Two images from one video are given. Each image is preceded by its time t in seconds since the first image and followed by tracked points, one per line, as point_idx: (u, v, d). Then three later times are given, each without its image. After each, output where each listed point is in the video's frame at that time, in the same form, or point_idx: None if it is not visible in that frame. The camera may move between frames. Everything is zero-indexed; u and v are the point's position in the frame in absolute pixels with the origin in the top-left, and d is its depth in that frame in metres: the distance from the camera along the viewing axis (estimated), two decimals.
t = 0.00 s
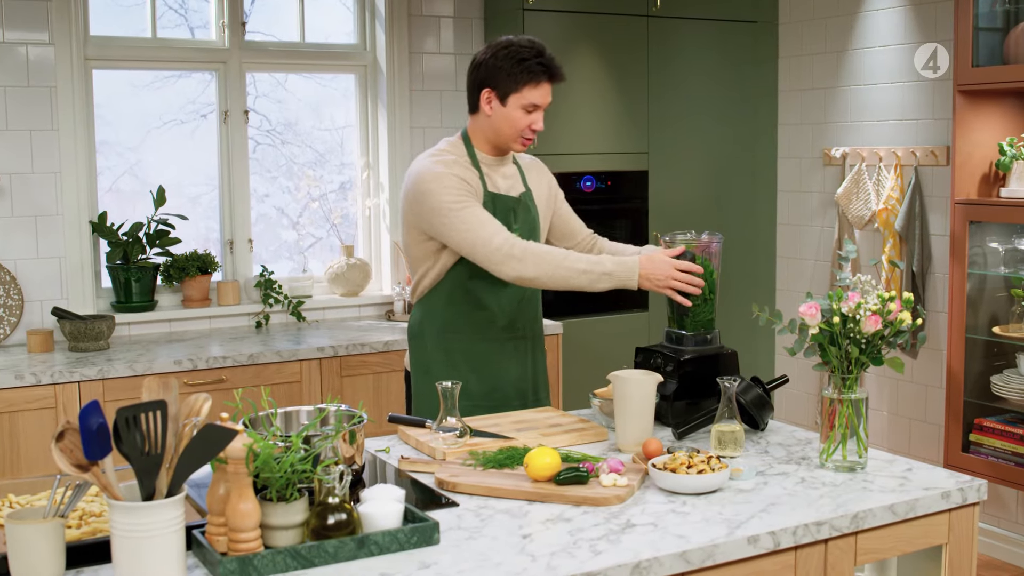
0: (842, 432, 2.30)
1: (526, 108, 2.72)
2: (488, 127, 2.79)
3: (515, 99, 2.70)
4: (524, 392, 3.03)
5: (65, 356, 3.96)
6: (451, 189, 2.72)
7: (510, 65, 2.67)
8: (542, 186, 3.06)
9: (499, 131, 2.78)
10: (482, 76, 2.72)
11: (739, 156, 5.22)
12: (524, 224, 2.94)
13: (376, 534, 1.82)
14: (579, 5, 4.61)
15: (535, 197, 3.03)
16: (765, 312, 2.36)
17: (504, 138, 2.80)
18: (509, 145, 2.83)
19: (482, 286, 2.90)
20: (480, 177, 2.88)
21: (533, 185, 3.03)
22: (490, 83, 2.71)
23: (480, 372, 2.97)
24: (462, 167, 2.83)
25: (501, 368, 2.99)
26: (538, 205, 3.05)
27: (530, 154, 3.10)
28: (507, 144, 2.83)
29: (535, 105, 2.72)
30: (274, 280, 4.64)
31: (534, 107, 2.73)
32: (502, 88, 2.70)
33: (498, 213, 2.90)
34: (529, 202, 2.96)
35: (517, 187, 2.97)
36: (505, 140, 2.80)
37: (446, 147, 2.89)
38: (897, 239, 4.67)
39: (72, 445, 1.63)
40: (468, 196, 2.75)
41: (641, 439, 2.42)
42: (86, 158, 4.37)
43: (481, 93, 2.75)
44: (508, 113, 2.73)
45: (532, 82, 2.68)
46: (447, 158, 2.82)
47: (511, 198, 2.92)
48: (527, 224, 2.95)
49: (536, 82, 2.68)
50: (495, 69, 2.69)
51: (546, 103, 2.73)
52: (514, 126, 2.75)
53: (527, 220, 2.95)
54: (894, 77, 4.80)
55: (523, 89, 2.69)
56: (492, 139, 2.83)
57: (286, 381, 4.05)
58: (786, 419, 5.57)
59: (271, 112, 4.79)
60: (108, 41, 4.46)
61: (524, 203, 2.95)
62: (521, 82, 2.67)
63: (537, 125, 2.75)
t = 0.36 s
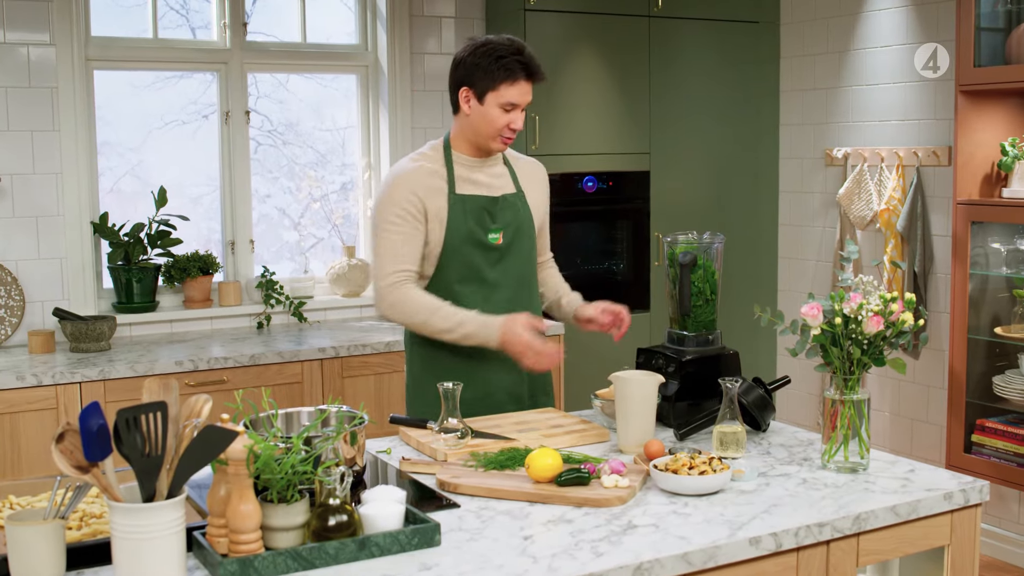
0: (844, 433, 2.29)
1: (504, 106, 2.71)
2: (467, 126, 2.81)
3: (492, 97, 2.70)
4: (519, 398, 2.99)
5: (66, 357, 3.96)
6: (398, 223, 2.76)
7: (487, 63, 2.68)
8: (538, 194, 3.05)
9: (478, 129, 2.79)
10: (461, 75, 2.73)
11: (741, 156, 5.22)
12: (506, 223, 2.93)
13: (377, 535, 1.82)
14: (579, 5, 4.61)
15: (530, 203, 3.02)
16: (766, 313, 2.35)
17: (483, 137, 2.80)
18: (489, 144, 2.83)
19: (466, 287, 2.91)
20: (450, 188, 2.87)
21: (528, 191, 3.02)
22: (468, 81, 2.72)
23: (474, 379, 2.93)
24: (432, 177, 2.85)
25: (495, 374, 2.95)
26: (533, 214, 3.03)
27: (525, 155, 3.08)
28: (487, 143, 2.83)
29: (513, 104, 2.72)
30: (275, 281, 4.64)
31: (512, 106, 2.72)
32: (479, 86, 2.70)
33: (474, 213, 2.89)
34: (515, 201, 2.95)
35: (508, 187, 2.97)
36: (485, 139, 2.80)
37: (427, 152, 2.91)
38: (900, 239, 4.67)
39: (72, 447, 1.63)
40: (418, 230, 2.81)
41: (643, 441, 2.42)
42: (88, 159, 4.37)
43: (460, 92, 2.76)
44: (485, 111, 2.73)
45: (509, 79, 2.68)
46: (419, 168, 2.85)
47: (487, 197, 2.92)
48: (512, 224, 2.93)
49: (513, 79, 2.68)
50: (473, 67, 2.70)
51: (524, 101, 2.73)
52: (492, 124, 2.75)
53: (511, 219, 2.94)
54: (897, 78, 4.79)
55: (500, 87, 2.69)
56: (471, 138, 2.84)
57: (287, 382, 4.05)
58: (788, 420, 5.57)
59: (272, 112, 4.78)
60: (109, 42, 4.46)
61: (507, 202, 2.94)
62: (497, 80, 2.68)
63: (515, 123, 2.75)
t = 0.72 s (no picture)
0: (846, 435, 2.28)
1: (507, 114, 2.71)
2: (471, 131, 2.81)
3: (495, 104, 2.70)
4: (509, 400, 3.00)
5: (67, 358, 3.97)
6: (377, 232, 2.86)
7: (491, 70, 2.67)
8: (550, 196, 3.03)
9: (482, 134, 2.79)
10: (465, 81, 2.73)
11: (742, 157, 5.21)
12: (500, 227, 2.92)
13: (378, 536, 1.82)
14: (581, 6, 4.60)
15: (532, 209, 2.98)
16: (767, 314, 2.34)
17: (485, 142, 2.80)
18: (492, 148, 2.83)
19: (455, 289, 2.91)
20: (443, 193, 2.89)
21: (532, 195, 2.99)
22: (472, 88, 2.72)
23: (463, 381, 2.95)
24: (423, 181, 2.89)
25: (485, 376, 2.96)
26: (534, 220, 2.99)
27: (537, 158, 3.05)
28: (490, 147, 2.83)
29: (516, 110, 2.72)
30: (276, 281, 4.64)
31: (515, 112, 2.72)
32: (481, 93, 2.70)
33: (465, 217, 2.90)
34: (512, 205, 2.94)
35: (506, 191, 2.96)
36: (488, 144, 2.81)
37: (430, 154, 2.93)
38: (902, 240, 4.67)
39: (73, 448, 1.63)
40: (399, 237, 2.89)
41: (644, 441, 2.42)
42: (89, 159, 4.37)
43: (464, 98, 2.76)
44: (489, 118, 2.73)
45: (512, 87, 2.67)
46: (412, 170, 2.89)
47: (479, 200, 2.92)
48: (507, 227, 2.93)
49: (517, 86, 2.68)
50: (477, 74, 2.70)
51: (527, 109, 2.73)
52: (496, 130, 2.75)
53: (505, 223, 2.93)
54: (899, 78, 4.78)
55: (503, 95, 2.68)
56: (474, 141, 2.85)
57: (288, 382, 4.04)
58: (790, 421, 5.56)
59: (274, 113, 4.78)
60: (111, 42, 4.46)
61: (503, 205, 2.93)
62: (501, 88, 2.67)
63: (518, 130, 2.75)
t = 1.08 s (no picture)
0: (847, 436, 2.28)
1: (496, 96, 2.71)
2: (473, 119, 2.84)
3: (486, 86, 2.72)
4: (518, 398, 3.00)
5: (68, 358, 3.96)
6: (394, 217, 2.83)
7: (487, 52, 2.71)
8: (562, 199, 3.04)
9: (479, 121, 2.80)
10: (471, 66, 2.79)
11: (743, 157, 5.21)
12: (515, 223, 2.94)
13: (378, 537, 1.81)
14: (582, 6, 4.60)
15: (546, 206, 3.00)
16: (767, 314, 2.34)
17: (481, 127, 2.80)
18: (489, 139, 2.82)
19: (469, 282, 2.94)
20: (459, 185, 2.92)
21: (545, 196, 3.01)
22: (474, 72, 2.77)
23: (473, 374, 2.97)
24: (442, 173, 2.92)
25: (493, 371, 2.97)
26: (548, 220, 3.01)
27: (554, 163, 3.08)
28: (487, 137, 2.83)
29: (506, 94, 2.70)
30: (277, 281, 4.63)
31: (505, 96, 2.71)
32: (478, 74, 2.73)
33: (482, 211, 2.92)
34: (527, 203, 2.96)
35: (522, 189, 2.97)
36: (483, 132, 2.80)
37: (445, 151, 2.96)
38: (903, 240, 4.67)
39: (73, 449, 1.62)
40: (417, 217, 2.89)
41: (645, 442, 2.41)
42: (90, 159, 4.37)
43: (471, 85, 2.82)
44: (482, 101, 2.75)
45: (501, 68, 2.68)
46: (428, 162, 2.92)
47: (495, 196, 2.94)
48: (521, 224, 2.95)
49: (506, 68, 2.68)
50: (478, 57, 2.75)
51: (516, 93, 2.69)
52: (486, 114, 2.75)
53: (520, 220, 2.95)
54: (900, 78, 4.78)
55: (493, 75, 2.69)
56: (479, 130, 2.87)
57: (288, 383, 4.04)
58: (790, 422, 5.56)
59: (274, 113, 4.78)
60: (112, 43, 4.46)
61: (518, 202, 2.95)
62: (491, 68, 2.69)
63: (506, 114, 2.72)
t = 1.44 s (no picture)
0: (846, 436, 2.28)
1: (497, 102, 2.71)
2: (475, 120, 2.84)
3: (489, 91, 2.71)
4: (521, 398, 2.99)
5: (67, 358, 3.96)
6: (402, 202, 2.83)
7: (492, 57, 2.70)
8: (562, 199, 3.04)
9: (480, 124, 2.81)
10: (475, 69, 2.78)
11: (743, 157, 5.21)
12: (517, 224, 2.94)
13: (377, 537, 1.81)
14: (582, 6, 4.60)
15: (547, 208, 3.01)
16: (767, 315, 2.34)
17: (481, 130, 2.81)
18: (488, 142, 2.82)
19: (471, 281, 2.94)
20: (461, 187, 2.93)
21: (546, 197, 3.02)
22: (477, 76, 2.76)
23: (476, 374, 2.96)
24: (444, 170, 2.96)
25: (496, 372, 2.96)
26: (550, 221, 3.01)
27: (554, 165, 3.09)
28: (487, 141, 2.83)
29: (508, 101, 2.70)
30: (277, 281, 4.63)
31: (507, 104, 2.70)
32: (482, 79, 2.72)
33: (484, 211, 2.92)
34: (529, 203, 2.96)
35: (523, 191, 2.98)
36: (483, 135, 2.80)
37: (447, 152, 3.00)
38: (902, 241, 4.67)
39: (71, 449, 1.62)
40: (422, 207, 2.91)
41: (645, 441, 2.41)
42: (89, 159, 4.37)
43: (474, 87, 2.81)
44: (484, 105, 2.75)
45: (504, 76, 2.67)
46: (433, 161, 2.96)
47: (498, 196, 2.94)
48: (524, 225, 2.95)
49: (509, 77, 2.67)
50: (483, 61, 2.73)
51: (518, 102, 2.69)
52: (487, 119, 2.75)
53: (522, 220, 2.95)
54: (900, 78, 4.78)
55: (496, 82, 2.68)
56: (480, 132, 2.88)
57: (288, 383, 4.04)
58: (790, 422, 5.56)
59: (274, 113, 4.78)
60: (112, 43, 4.46)
61: (520, 202, 2.95)
62: (495, 75, 2.68)
63: (507, 121, 2.72)
